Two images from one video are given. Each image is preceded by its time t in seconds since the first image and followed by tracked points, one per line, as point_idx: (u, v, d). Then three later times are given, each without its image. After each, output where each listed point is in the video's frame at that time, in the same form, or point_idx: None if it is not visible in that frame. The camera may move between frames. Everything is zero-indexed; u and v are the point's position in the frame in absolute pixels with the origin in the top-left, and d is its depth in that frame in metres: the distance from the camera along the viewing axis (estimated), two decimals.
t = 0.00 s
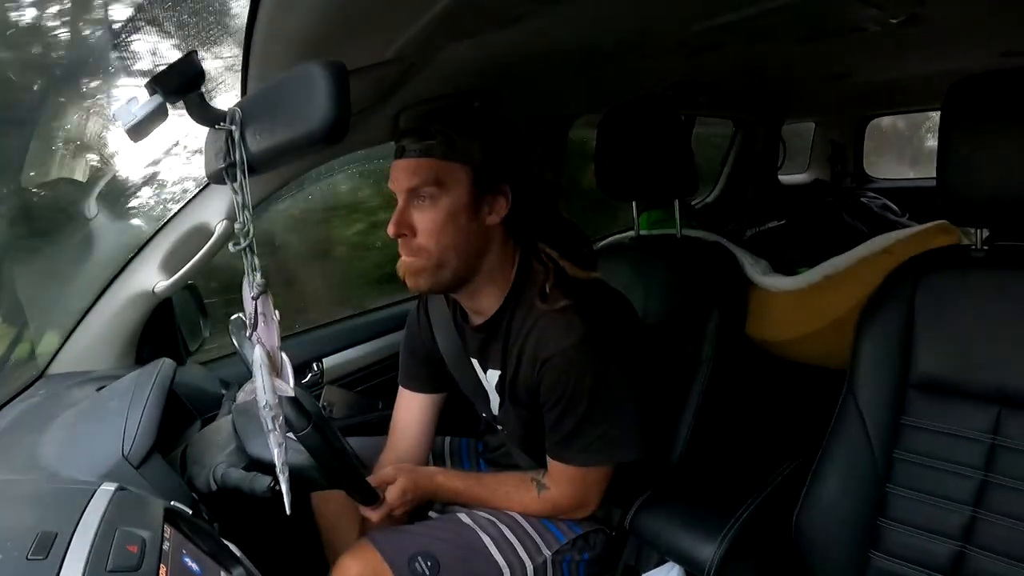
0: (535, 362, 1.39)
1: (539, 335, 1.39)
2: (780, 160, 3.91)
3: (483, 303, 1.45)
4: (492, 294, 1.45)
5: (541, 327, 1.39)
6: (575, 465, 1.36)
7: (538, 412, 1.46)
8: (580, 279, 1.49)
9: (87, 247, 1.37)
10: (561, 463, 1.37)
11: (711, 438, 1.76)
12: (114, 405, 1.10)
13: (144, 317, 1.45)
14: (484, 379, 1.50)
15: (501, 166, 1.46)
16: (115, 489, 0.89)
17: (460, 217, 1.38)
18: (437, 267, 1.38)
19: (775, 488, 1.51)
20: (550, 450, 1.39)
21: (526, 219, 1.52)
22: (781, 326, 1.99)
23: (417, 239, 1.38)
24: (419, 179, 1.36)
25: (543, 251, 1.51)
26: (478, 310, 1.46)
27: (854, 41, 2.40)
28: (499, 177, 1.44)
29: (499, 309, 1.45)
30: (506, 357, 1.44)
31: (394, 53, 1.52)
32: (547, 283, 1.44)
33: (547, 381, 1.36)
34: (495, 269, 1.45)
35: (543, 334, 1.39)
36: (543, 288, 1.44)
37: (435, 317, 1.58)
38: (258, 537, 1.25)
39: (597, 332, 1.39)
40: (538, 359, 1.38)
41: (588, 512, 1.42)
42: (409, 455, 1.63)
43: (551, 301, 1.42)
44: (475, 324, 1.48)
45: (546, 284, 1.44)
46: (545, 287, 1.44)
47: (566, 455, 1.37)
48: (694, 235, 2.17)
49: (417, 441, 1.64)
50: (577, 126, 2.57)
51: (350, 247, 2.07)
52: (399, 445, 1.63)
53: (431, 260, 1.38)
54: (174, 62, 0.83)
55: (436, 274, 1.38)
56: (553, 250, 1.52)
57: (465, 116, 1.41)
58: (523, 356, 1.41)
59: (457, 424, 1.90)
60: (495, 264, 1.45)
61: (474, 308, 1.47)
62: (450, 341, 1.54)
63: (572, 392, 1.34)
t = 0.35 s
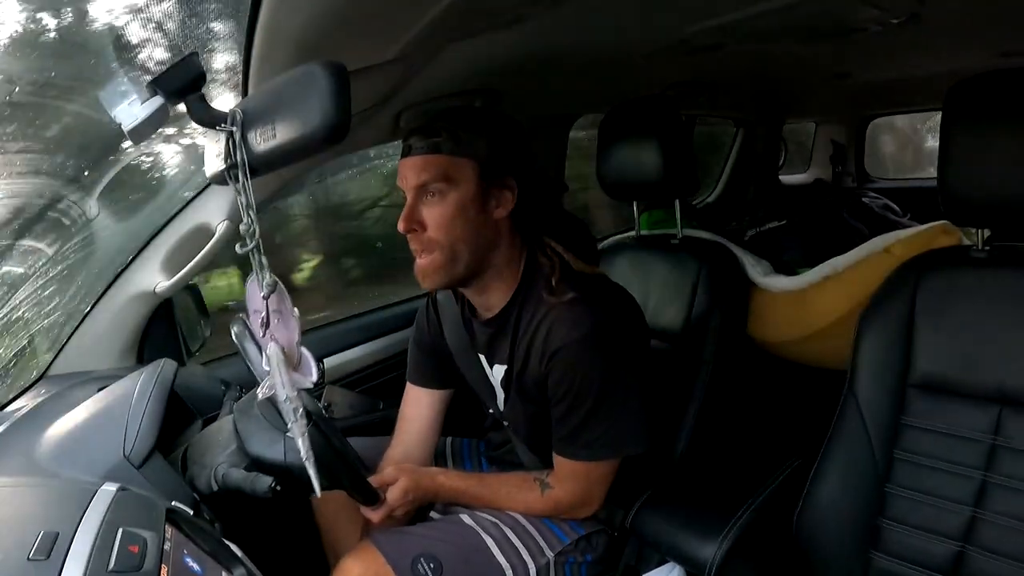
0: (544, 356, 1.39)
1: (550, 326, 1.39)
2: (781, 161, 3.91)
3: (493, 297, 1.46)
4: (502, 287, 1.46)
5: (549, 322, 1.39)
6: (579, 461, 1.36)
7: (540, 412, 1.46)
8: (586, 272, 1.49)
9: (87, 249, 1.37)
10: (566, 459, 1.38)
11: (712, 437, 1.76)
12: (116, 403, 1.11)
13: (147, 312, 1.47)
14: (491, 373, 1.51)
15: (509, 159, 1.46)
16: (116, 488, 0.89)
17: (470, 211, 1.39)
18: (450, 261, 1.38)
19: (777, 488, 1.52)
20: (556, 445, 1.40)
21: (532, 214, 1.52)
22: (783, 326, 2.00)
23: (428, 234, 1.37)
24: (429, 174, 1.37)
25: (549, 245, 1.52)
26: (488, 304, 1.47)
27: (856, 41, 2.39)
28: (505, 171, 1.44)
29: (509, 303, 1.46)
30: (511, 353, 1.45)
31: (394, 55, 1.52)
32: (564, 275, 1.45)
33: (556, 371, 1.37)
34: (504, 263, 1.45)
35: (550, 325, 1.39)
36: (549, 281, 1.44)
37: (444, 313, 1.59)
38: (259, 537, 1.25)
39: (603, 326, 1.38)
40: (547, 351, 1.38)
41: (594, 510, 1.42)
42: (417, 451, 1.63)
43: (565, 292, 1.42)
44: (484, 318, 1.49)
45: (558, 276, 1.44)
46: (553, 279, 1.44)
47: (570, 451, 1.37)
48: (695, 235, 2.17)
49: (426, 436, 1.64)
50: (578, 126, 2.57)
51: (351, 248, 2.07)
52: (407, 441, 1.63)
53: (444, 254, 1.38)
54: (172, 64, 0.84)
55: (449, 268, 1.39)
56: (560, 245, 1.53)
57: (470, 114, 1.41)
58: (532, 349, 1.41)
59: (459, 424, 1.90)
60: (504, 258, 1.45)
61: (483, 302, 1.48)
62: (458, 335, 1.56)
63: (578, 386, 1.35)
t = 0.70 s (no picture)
0: (546, 358, 1.39)
1: (552, 330, 1.39)
2: (783, 159, 3.91)
3: (494, 297, 1.47)
4: (502, 288, 1.46)
5: (552, 327, 1.39)
6: (578, 463, 1.37)
7: (541, 410, 1.46)
8: (586, 277, 1.48)
9: (89, 246, 1.37)
10: (568, 459, 1.37)
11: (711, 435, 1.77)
12: (114, 402, 1.11)
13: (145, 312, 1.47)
14: (491, 373, 1.51)
15: (512, 158, 1.45)
16: (116, 486, 0.89)
17: (470, 212, 1.39)
18: (450, 262, 1.39)
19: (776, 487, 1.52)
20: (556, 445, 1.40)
21: (533, 215, 1.52)
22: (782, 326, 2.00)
23: (429, 235, 1.38)
24: (430, 176, 1.37)
25: (550, 247, 1.52)
26: (488, 304, 1.48)
27: (857, 40, 2.39)
28: (508, 173, 1.44)
29: (510, 304, 1.47)
30: (512, 354, 1.45)
31: (395, 52, 1.52)
32: (560, 286, 1.44)
33: (557, 374, 1.37)
34: (505, 263, 1.46)
35: (554, 328, 1.39)
36: (550, 284, 1.44)
37: (445, 311, 1.60)
38: (260, 535, 1.26)
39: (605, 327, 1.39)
40: (549, 352, 1.38)
41: (592, 510, 1.43)
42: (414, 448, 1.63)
43: (561, 304, 1.41)
44: (485, 318, 1.50)
45: (556, 284, 1.44)
46: (550, 285, 1.44)
47: (571, 453, 1.37)
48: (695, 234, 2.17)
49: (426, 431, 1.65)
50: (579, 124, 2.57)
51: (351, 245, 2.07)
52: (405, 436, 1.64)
53: (444, 255, 1.39)
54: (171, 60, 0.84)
55: (449, 269, 1.39)
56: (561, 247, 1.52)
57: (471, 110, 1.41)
58: (534, 349, 1.41)
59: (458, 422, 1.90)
60: (505, 258, 1.46)
61: (484, 303, 1.48)
62: (458, 330, 1.57)
63: (578, 388, 1.34)
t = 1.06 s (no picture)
0: (546, 345, 1.39)
1: (552, 318, 1.39)
2: (782, 159, 3.90)
3: (494, 287, 1.46)
4: (502, 278, 1.46)
5: (553, 313, 1.39)
6: (579, 454, 1.37)
7: (543, 403, 1.47)
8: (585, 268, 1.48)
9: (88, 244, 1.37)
10: (569, 450, 1.38)
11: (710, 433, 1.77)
12: (114, 399, 1.11)
13: (145, 310, 1.47)
14: (491, 364, 1.51)
15: (514, 153, 1.47)
16: (115, 484, 0.89)
17: (472, 202, 1.39)
18: (450, 250, 1.39)
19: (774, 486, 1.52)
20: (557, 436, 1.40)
21: (535, 210, 1.52)
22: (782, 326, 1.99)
23: (430, 223, 1.38)
24: (432, 165, 1.37)
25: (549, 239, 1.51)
26: (489, 295, 1.47)
27: (857, 39, 2.39)
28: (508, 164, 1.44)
29: (511, 293, 1.46)
30: (513, 343, 1.45)
31: (395, 50, 1.52)
32: (560, 276, 1.43)
33: (560, 361, 1.37)
34: (505, 253, 1.46)
35: (554, 316, 1.39)
36: (549, 275, 1.44)
37: (446, 303, 1.60)
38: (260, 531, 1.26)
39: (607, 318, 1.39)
40: (550, 340, 1.38)
41: (592, 505, 1.43)
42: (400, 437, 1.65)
43: (561, 293, 1.41)
44: (486, 309, 1.49)
45: (557, 274, 1.44)
46: (547, 277, 1.44)
47: (571, 443, 1.38)
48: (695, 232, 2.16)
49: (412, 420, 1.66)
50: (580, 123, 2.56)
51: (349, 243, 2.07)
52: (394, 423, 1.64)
53: (445, 243, 1.38)
54: (169, 59, 0.84)
55: (449, 257, 1.39)
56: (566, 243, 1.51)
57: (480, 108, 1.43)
58: (536, 337, 1.41)
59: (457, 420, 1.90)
60: (506, 248, 1.46)
61: (484, 292, 1.48)
62: (459, 325, 1.56)
63: (581, 374, 1.35)
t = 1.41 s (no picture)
0: (516, 360, 1.40)
1: (519, 329, 1.40)
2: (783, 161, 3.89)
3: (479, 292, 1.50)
4: (487, 284, 1.48)
5: (519, 323, 1.40)
6: (563, 464, 1.36)
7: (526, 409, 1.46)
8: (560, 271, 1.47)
9: (91, 248, 1.37)
10: (550, 461, 1.37)
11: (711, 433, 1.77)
12: (114, 403, 1.10)
13: (150, 312, 1.49)
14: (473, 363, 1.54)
15: (490, 155, 1.47)
16: (115, 486, 0.89)
17: (457, 213, 1.41)
18: (438, 263, 1.42)
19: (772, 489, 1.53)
20: (540, 446, 1.40)
21: (512, 215, 1.52)
22: (784, 326, 1.98)
23: (417, 237, 1.41)
24: (416, 182, 1.38)
25: (526, 238, 1.51)
26: (475, 300, 1.50)
27: (856, 40, 2.40)
28: (490, 170, 1.46)
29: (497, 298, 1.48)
30: (491, 347, 1.47)
31: (395, 52, 1.52)
32: (530, 278, 1.45)
33: (527, 377, 1.37)
34: (491, 260, 1.48)
35: (521, 327, 1.40)
36: (522, 278, 1.45)
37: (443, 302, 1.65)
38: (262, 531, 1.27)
39: (570, 325, 1.38)
40: (518, 351, 1.39)
41: (589, 511, 1.42)
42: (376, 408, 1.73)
43: (527, 295, 1.42)
44: (472, 312, 1.53)
45: (525, 275, 1.45)
46: (511, 284, 1.46)
47: (554, 454, 1.36)
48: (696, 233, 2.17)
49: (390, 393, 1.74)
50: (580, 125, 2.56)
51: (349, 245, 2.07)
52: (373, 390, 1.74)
53: (432, 256, 1.41)
54: (172, 63, 0.84)
55: (440, 270, 1.42)
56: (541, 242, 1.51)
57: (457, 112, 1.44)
58: (508, 346, 1.42)
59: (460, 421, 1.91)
60: (492, 255, 1.48)
61: (472, 298, 1.50)
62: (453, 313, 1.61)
63: (548, 384, 1.34)
